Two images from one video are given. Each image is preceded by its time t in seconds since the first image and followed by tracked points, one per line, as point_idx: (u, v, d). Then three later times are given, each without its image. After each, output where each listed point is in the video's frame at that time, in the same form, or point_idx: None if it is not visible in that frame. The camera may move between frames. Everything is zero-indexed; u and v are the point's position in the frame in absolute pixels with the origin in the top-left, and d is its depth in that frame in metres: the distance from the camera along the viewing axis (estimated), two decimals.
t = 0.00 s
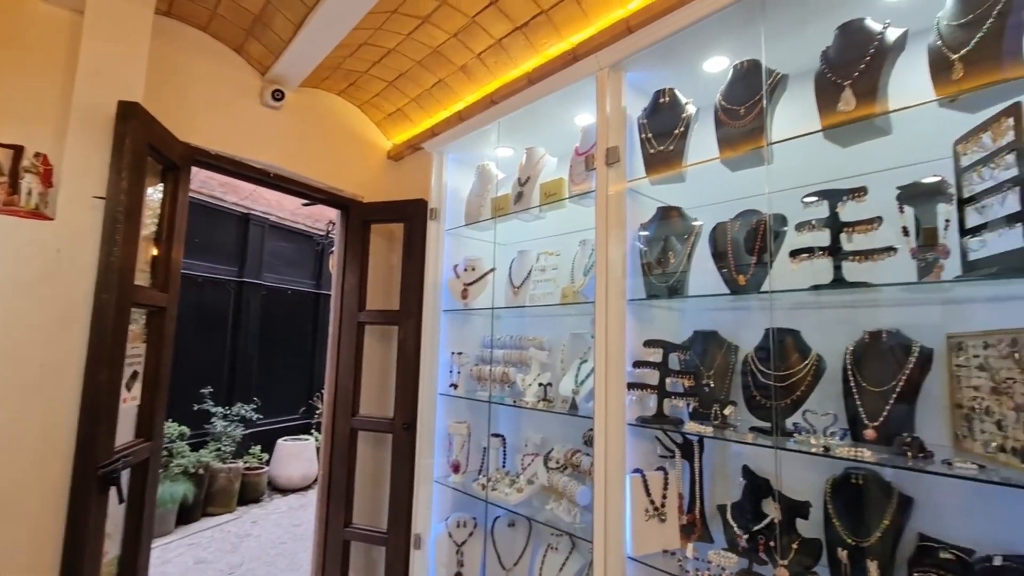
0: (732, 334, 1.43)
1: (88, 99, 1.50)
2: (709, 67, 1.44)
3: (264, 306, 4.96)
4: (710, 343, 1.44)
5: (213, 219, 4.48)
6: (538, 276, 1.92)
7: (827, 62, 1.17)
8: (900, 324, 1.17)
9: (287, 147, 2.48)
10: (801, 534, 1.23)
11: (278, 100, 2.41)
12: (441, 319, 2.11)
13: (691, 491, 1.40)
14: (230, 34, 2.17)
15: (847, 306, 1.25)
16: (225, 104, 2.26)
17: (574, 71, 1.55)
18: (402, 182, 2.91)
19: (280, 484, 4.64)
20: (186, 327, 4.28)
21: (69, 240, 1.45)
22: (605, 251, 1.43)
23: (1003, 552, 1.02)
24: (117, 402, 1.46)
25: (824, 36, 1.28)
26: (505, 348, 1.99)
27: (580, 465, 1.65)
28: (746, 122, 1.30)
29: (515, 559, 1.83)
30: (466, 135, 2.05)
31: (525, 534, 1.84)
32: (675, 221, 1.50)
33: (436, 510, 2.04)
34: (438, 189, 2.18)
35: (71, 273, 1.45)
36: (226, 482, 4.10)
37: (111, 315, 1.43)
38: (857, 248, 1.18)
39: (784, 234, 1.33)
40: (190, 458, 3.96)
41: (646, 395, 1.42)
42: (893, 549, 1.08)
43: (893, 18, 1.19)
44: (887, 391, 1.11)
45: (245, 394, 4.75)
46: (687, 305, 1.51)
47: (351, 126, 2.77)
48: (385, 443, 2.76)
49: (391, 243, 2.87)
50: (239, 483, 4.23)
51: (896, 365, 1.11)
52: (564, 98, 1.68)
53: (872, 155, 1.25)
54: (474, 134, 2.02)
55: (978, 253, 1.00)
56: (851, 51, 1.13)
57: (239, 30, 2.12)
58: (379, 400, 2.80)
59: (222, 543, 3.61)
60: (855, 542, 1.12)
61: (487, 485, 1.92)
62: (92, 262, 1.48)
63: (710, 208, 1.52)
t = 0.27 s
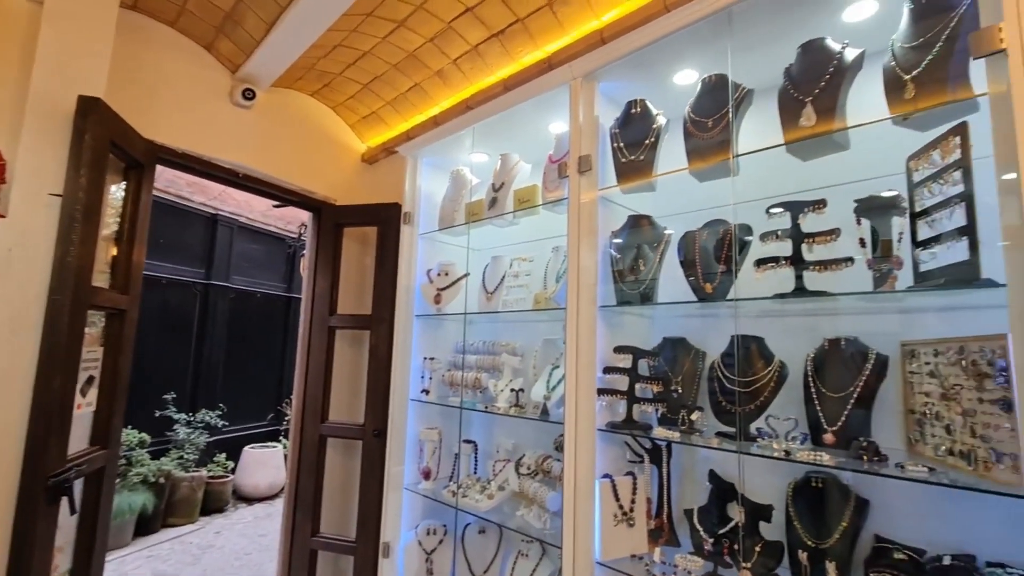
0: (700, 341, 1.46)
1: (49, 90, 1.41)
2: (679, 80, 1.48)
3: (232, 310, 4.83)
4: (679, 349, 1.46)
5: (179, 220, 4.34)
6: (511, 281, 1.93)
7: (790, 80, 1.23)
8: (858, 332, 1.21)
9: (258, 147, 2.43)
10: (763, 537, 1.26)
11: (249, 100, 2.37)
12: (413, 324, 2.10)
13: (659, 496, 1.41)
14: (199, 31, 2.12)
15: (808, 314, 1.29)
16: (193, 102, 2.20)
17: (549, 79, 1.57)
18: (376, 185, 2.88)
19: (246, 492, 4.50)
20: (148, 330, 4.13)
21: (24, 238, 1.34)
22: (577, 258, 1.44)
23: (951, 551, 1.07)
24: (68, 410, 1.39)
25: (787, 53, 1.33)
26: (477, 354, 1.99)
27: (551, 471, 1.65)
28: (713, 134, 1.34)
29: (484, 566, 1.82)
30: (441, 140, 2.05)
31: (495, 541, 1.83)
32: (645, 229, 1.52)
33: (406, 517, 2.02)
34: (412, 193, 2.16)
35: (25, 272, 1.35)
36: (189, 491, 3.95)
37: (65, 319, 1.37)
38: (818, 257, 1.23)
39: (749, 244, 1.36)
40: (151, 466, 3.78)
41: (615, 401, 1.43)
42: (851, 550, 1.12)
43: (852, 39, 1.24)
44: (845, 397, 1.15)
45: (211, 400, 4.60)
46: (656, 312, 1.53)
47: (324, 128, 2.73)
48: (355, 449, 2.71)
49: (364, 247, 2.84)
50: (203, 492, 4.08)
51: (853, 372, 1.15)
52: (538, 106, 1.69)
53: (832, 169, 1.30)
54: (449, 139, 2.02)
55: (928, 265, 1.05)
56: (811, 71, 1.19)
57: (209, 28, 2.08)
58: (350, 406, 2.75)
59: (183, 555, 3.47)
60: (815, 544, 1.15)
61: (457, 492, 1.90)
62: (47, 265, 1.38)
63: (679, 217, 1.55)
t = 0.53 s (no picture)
0: (678, 346, 1.48)
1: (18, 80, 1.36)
2: (659, 88, 1.50)
3: (208, 311, 4.72)
4: (658, 354, 1.48)
5: (153, 219, 4.24)
6: (492, 285, 1.93)
7: (766, 91, 1.25)
8: (830, 337, 1.24)
9: (237, 146, 2.39)
10: (738, 540, 1.28)
11: (227, 98, 2.33)
12: (393, 327, 2.07)
13: (637, 499, 1.43)
14: (177, 27, 2.07)
15: (782, 320, 1.32)
16: (170, 99, 2.15)
17: (531, 84, 1.58)
18: (357, 187, 2.85)
19: (219, 499, 4.39)
20: (119, 332, 4.01)
21: None
22: (557, 263, 1.45)
23: (918, 552, 1.10)
24: (30, 413, 1.33)
25: (763, 65, 1.36)
26: (457, 357, 1.98)
27: (530, 476, 1.65)
28: (691, 142, 1.37)
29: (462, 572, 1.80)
30: (423, 142, 2.04)
31: (473, 546, 1.82)
32: (625, 235, 1.54)
33: (383, 522, 1.99)
34: (392, 195, 2.15)
35: None
36: (159, 498, 3.83)
37: (28, 320, 1.32)
38: (792, 264, 1.25)
39: (726, 250, 1.38)
40: (120, 472, 3.61)
41: (594, 405, 1.44)
42: (822, 552, 1.14)
43: (825, 53, 1.28)
44: (817, 402, 1.17)
45: (185, 404, 4.48)
46: (635, 316, 1.55)
47: (305, 128, 2.70)
48: (332, 454, 2.67)
49: (344, 249, 2.81)
50: (174, 498, 3.97)
51: (825, 377, 1.18)
52: (520, 110, 1.70)
53: (806, 178, 1.33)
54: (431, 141, 2.01)
55: (897, 273, 1.08)
56: (786, 83, 1.22)
57: (187, 24, 2.04)
58: (328, 411, 2.71)
59: (152, 564, 3.36)
60: (788, 547, 1.17)
61: (435, 497, 1.88)
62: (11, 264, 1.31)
63: (659, 223, 1.57)
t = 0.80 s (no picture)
0: (661, 348, 1.49)
1: None
2: (643, 92, 1.51)
3: (187, 312, 4.62)
4: (640, 357, 1.49)
5: (130, 217, 4.14)
6: (475, 287, 1.92)
7: (748, 97, 1.27)
8: (809, 340, 1.26)
9: (217, 143, 2.34)
10: (718, 541, 1.28)
11: (207, 94, 2.28)
12: (375, 328, 2.05)
13: (619, 502, 1.42)
14: (156, 21, 2.03)
15: (762, 323, 1.34)
16: (148, 94, 2.10)
17: (517, 85, 1.58)
18: (340, 186, 2.81)
19: (196, 503, 4.29)
20: (94, 332, 3.90)
21: None
22: (541, 265, 1.45)
23: (893, 552, 1.11)
24: None
25: (745, 71, 1.38)
26: (441, 359, 1.96)
27: (512, 478, 1.64)
28: (674, 146, 1.38)
29: None
30: (407, 143, 2.03)
31: (455, 550, 1.80)
32: (608, 238, 1.54)
33: (362, 526, 1.96)
34: (376, 195, 2.12)
35: None
36: (134, 502, 3.74)
37: None
38: (772, 268, 1.27)
39: (708, 254, 1.39)
40: (93, 475, 3.52)
41: (577, 407, 1.45)
42: (800, 553, 1.15)
43: (805, 60, 1.30)
44: (795, 404, 1.19)
45: (161, 406, 4.38)
46: (618, 319, 1.55)
47: (287, 126, 2.66)
48: (312, 458, 2.63)
49: (327, 249, 2.77)
50: (149, 503, 3.87)
51: (803, 379, 1.20)
52: (505, 112, 1.70)
53: (786, 184, 1.35)
54: (416, 142, 2.00)
55: (873, 278, 1.09)
56: (767, 89, 1.23)
57: (167, 18, 1.99)
58: (308, 413, 2.67)
59: (124, 570, 3.27)
60: (767, 548, 1.18)
61: (417, 500, 1.85)
62: None
63: (642, 227, 1.58)
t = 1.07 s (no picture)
0: (640, 350, 1.50)
1: None
2: (625, 95, 1.52)
3: (160, 310, 4.50)
4: (619, 358, 1.50)
5: (102, 212, 4.01)
6: (456, 287, 1.90)
7: (727, 101, 1.29)
8: (783, 342, 1.28)
9: (192, 138, 2.28)
10: (695, 542, 1.29)
11: (183, 87, 2.22)
12: (354, 329, 2.01)
13: (597, 503, 1.44)
14: (129, 11, 1.97)
15: (739, 325, 1.35)
16: (120, 85, 2.04)
17: (499, 85, 1.57)
18: (319, 184, 2.77)
19: (167, 507, 4.18)
20: (61, 331, 3.76)
21: None
22: (522, 266, 1.44)
23: (863, 551, 1.14)
24: None
25: (724, 76, 1.39)
26: (420, 360, 1.94)
27: (490, 480, 1.63)
28: (654, 148, 1.39)
29: None
30: (388, 141, 2.00)
31: (433, 553, 1.78)
32: (589, 240, 1.54)
33: (338, 529, 1.92)
34: (356, 193, 2.09)
35: None
36: (102, 507, 3.62)
37: None
38: (749, 271, 1.29)
39: (686, 256, 1.41)
40: (59, 480, 3.38)
41: (555, 408, 1.45)
42: (774, 553, 1.16)
43: (782, 67, 1.32)
44: (770, 404, 1.21)
45: (132, 407, 4.25)
46: (598, 320, 1.57)
47: (266, 122, 2.61)
48: (288, 460, 2.58)
49: (305, 247, 2.73)
50: (118, 507, 3.75)
51: (777, 381, 1.22)
52: (487, 112, 1.69)
53: (763, 188, 1.37)
54: (397, 140, 1.98)
55: (846, 280, 1.11)
56: (745, 94, 1.25)
57: (140, 9, 1.94)
58: (284, 414, 2.61)
59: None
60: (742, 548, 1.19)
61: (394, 503, 1.83)
62: None
63: (623, 229, 1.59)
